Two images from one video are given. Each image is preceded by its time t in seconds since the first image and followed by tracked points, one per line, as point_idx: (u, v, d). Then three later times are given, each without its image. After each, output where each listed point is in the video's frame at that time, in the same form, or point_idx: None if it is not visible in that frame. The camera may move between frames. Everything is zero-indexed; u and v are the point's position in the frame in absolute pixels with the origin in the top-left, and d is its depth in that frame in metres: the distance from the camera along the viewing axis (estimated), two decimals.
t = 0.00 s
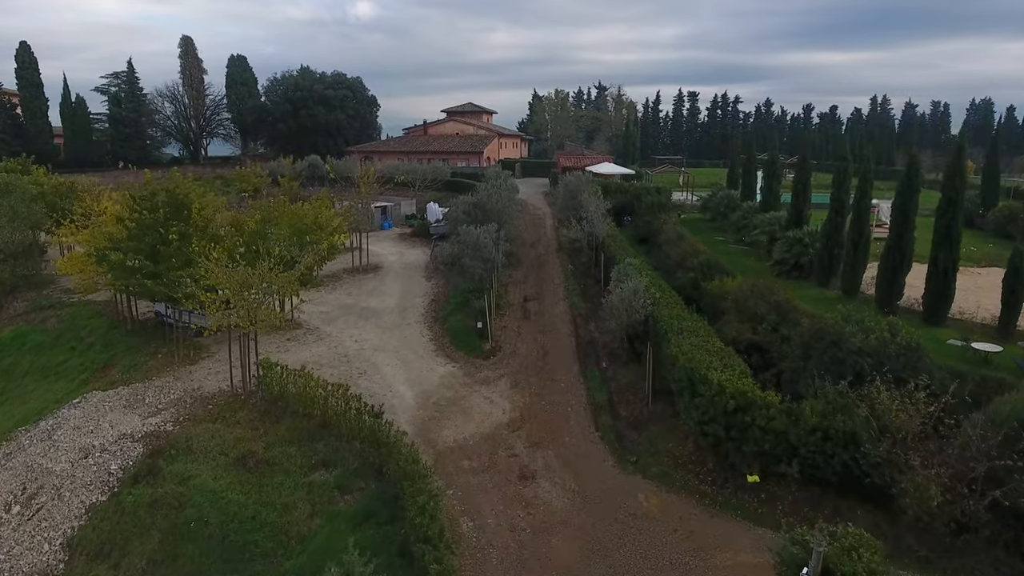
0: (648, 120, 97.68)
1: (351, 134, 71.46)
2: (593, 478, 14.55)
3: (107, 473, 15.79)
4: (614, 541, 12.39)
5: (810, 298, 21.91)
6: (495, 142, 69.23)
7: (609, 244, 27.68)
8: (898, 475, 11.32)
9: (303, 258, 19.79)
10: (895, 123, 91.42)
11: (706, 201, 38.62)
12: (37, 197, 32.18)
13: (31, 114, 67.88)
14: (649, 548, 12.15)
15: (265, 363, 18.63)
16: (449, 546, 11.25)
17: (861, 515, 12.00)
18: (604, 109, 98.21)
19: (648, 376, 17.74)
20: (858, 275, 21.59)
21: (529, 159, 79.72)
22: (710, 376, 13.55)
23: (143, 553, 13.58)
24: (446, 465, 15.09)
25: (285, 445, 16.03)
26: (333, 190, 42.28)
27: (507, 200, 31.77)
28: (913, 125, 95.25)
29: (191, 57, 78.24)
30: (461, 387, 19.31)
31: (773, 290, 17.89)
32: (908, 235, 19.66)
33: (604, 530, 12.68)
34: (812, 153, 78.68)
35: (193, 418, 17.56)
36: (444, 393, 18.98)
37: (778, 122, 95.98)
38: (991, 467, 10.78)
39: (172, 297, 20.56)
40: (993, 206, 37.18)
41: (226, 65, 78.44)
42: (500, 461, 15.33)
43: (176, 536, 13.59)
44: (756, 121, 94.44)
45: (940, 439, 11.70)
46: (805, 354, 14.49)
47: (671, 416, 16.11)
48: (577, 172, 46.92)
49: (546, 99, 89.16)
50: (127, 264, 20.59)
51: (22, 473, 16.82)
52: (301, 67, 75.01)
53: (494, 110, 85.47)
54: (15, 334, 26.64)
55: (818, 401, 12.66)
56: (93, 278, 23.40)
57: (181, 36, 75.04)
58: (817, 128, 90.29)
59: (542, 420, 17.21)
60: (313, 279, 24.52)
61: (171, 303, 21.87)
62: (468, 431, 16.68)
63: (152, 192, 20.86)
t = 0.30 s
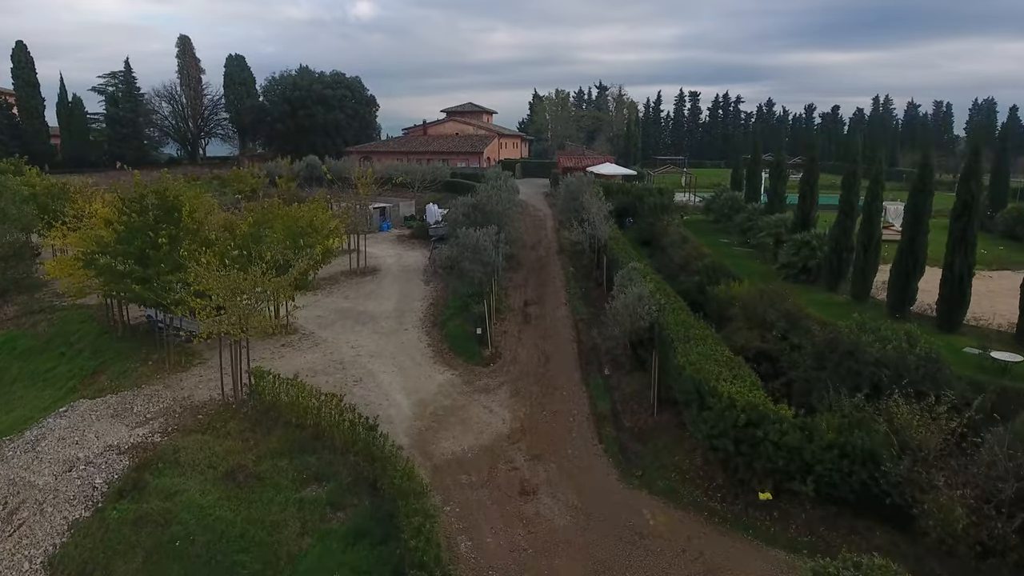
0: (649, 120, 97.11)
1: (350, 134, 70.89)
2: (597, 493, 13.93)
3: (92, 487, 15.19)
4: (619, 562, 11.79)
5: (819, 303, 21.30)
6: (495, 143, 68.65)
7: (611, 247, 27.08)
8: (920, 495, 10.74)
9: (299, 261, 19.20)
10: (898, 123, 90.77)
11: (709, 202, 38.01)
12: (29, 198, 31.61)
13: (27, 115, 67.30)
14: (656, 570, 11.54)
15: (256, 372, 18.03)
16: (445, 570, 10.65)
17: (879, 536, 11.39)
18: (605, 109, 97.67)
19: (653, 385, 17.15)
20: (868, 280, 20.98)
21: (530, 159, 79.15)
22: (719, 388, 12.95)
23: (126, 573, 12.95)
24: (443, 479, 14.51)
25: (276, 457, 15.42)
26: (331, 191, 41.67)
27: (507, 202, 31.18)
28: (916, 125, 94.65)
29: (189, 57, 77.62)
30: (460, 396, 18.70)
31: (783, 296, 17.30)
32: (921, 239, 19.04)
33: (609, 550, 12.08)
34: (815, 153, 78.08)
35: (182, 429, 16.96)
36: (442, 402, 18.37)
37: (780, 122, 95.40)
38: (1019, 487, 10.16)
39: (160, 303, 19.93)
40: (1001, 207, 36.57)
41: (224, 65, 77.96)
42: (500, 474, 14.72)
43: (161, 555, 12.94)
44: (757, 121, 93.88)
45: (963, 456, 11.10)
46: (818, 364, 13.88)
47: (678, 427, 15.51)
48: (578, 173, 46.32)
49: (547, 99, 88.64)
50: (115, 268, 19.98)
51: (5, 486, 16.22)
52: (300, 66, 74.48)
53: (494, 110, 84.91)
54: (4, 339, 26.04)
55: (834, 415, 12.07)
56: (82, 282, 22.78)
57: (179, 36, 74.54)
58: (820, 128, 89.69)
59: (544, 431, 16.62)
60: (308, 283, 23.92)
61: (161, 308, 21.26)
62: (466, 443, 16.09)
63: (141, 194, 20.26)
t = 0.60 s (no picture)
0: (650, 120, 96.54)
1: (348, 134, 70.30)
2: (601, 510, 13.31)
3: (75, 502, 14.57)
4: None
5: (829, 309, 20.69)
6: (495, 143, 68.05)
7: (614, 249, 26.47)
8: (944, 517, 10.12)
9: (292, 265, 18.61)
10: (901, 123, 90.22)
11: (712, 203, 37.39)
12: (20, 199, 30.98)
13: (23, 114, 66.63)
14: None
15: (248, 381, 17.42)
16: None
17: (900, 559, 10.78)
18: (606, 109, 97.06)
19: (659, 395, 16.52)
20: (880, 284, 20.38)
21: (530, 159, 78.54)
22: (730, 401, 12.34)
23: None
24: (440, 495, 13.89)
25: (267, 471, 14.81)
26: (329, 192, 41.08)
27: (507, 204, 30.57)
28: (918, 125, 94.10)
29: (186, 56, 76.98)
30: (458, 405, 18.10)
31: (794, 302, 16.69)
32: (935, 242, 18.44)
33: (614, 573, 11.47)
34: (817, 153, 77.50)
35: (170, 441, 16.36)
36: (440, 411, 17.76)
37: (782, 122, 94.85)
38: None
39: (150, 309, 19.32)
40: (1010, 208, 36.03)
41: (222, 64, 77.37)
42: (499, 489, 14.11)
43: None
44: (759, 121, 93.29)
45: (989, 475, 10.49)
46: (833, 375, 13.28)
47: (685, 439, 14.91)
48: (579, 173, 45.73)
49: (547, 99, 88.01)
50: (103, 273, 19.37)
51: None
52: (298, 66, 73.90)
53: (494, 110, 84.33)
54: None
55: (851, 431, 11.46)
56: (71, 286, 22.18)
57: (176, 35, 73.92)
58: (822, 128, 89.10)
59: (545, 442, 16.01)
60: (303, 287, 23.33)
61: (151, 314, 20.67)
62: (465, 455, 15.49)
63: (131, 196, 19.66)
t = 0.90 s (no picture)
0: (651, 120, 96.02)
1: (347, 134, 69.68)
2: (606, 529, 12.69)
3: (56, 518, 13.97)
4: None
5: (839, 315, 20.07)
6: (495, 143, 67.45)
7: (617, 252, 25.85)
8: (972, 541, 9.51)
9: (285, 271, 18.05)
10: (904, 123, 89.62)
11: (716, 204, 36.78)
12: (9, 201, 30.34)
13: (18, 114, 65.90)
14: None
15: (239, 390, 16.84)
16: None
17: None
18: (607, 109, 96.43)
19: (665, 406, 15.90)
20: (891, 289, 19.78)
21: (531, 159, 77.91)
22: (742, 416, 11.73)
23: None
24: (439, 512, 13.29)
25: (257, 485, 14.22)
26: (326, 193, 40.47)
27: (507, 206, 29.97)
28: (921, 125, 93.47)
29: (183, 56, 76.37)
30: (457, 415, 17.48)
31: (805, 308, 16.07)
32: (951, 246, 17.83)
33: None
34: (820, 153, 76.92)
35: (157, 453, 15.76)
36: (438, 422, 17.14)
37: (784, 122, 94.24)
38: None
39: (138, 315, 18.74)
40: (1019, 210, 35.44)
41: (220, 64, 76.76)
42: (499, 506, 13.50)
43: None
44: (761, 121, 92.72)
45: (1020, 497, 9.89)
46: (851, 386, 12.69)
47: (693, 452, 14.31)
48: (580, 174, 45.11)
49: (548, 99, 87.49)
50: (90, 277, 18.78)
51: None
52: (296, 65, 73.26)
53: (494, 110, 83.74)
54: None
55: (871, 448, 10.86)
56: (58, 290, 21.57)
57: (173, 34, 73.29)
58: (824, 128, 88.52)
59: (547, 454, 15.41)
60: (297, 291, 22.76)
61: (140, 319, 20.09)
62: (464, 469, 14.89)
63: (119, 198, 19.07)
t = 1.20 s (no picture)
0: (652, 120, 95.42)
1: (346, 134, 69.06)
2: (611, 550, 12.06)
3: (34, 536, 13.35)
4: None
5: (849, 321, 19.46)
6: (495, 143, 66.83)
7: (619, 255, 25.25)
8: (1004, 569, 8.89)
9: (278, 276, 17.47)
10: (906, 123, 89.04)
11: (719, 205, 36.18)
12: None
13: (14, 114, 65.23)
14: None
15: (228, 400, 16.23)
16: None
17: None
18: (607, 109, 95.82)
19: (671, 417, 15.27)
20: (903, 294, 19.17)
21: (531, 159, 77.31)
22: (754, 431, 11.11)
23: None
24: (435, 530, 12.67)
25: (245, 501, 13.61)
26: (323, 194, 39.85)
27: (507, 208, 29.37)
28: (923, 125, 92.90)
29: (181, 56, 75.75)
30: (455, 425, 16.86)
31: (816, 315, 15.45)
32: (966, 250, 17.22)
33: None
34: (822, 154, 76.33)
35: (143, 466, 15.16)
36: (435, 433, 16.52)
37: (786, 122, 93.63)
38: None
39: (126, 321, 18.15)
40: None
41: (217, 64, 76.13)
42: (498, 524, 12.87)
43: None
44: (762, 121, 92.13)
45: None
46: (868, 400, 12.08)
47: (701, 467, 13.69)
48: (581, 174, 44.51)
49: (548, 99, 86.89)
50: (76, 282, 18.19)
51: None
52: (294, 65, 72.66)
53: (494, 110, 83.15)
54: None
55: (893, 467, 10.22)
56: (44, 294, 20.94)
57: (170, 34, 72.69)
58: (826, 129, 87.91)
59: (548, 468, 14.79)
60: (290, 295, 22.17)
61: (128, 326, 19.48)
62: (462, 483, 14.27)
63: (106, 201, 18.49)
